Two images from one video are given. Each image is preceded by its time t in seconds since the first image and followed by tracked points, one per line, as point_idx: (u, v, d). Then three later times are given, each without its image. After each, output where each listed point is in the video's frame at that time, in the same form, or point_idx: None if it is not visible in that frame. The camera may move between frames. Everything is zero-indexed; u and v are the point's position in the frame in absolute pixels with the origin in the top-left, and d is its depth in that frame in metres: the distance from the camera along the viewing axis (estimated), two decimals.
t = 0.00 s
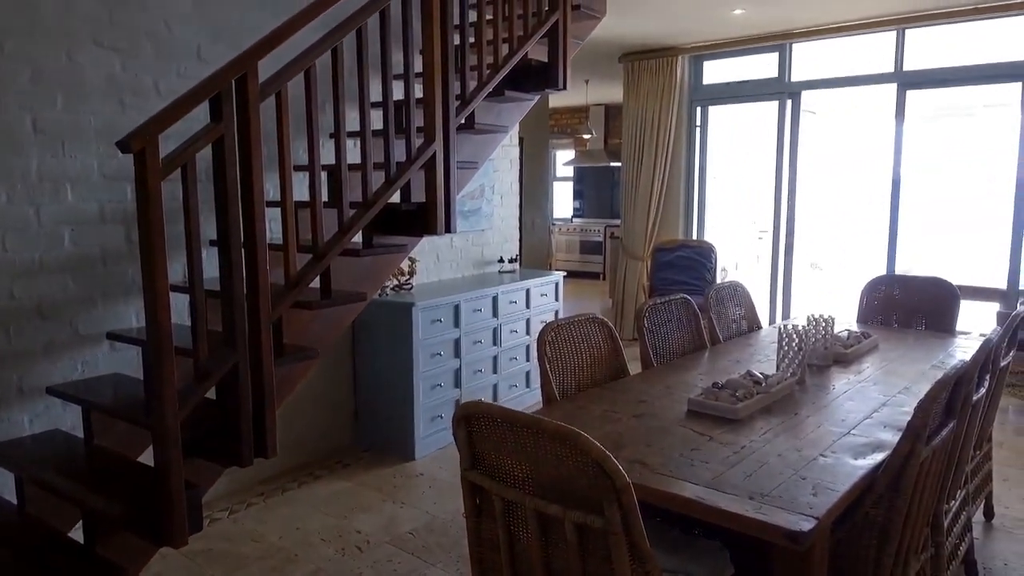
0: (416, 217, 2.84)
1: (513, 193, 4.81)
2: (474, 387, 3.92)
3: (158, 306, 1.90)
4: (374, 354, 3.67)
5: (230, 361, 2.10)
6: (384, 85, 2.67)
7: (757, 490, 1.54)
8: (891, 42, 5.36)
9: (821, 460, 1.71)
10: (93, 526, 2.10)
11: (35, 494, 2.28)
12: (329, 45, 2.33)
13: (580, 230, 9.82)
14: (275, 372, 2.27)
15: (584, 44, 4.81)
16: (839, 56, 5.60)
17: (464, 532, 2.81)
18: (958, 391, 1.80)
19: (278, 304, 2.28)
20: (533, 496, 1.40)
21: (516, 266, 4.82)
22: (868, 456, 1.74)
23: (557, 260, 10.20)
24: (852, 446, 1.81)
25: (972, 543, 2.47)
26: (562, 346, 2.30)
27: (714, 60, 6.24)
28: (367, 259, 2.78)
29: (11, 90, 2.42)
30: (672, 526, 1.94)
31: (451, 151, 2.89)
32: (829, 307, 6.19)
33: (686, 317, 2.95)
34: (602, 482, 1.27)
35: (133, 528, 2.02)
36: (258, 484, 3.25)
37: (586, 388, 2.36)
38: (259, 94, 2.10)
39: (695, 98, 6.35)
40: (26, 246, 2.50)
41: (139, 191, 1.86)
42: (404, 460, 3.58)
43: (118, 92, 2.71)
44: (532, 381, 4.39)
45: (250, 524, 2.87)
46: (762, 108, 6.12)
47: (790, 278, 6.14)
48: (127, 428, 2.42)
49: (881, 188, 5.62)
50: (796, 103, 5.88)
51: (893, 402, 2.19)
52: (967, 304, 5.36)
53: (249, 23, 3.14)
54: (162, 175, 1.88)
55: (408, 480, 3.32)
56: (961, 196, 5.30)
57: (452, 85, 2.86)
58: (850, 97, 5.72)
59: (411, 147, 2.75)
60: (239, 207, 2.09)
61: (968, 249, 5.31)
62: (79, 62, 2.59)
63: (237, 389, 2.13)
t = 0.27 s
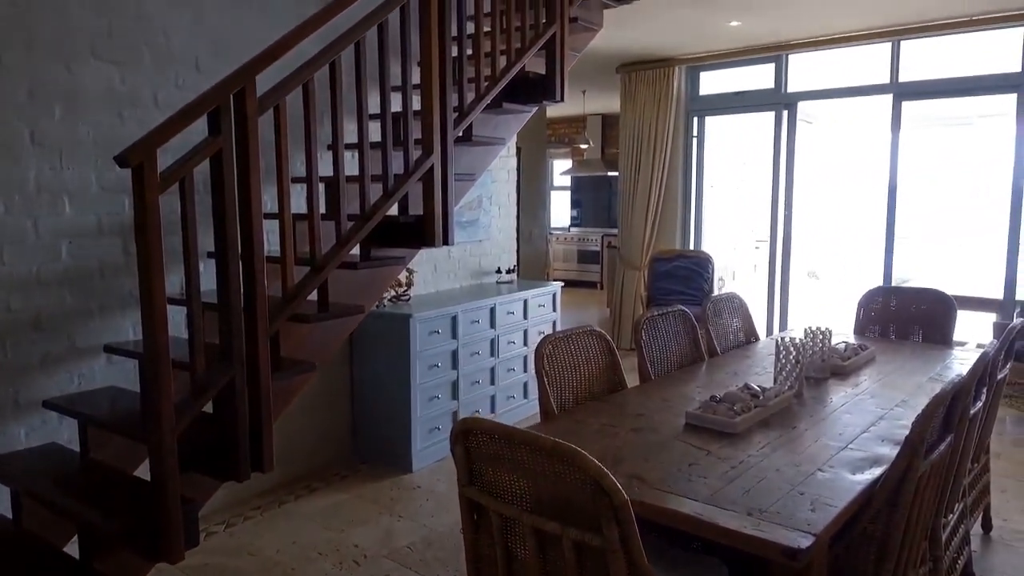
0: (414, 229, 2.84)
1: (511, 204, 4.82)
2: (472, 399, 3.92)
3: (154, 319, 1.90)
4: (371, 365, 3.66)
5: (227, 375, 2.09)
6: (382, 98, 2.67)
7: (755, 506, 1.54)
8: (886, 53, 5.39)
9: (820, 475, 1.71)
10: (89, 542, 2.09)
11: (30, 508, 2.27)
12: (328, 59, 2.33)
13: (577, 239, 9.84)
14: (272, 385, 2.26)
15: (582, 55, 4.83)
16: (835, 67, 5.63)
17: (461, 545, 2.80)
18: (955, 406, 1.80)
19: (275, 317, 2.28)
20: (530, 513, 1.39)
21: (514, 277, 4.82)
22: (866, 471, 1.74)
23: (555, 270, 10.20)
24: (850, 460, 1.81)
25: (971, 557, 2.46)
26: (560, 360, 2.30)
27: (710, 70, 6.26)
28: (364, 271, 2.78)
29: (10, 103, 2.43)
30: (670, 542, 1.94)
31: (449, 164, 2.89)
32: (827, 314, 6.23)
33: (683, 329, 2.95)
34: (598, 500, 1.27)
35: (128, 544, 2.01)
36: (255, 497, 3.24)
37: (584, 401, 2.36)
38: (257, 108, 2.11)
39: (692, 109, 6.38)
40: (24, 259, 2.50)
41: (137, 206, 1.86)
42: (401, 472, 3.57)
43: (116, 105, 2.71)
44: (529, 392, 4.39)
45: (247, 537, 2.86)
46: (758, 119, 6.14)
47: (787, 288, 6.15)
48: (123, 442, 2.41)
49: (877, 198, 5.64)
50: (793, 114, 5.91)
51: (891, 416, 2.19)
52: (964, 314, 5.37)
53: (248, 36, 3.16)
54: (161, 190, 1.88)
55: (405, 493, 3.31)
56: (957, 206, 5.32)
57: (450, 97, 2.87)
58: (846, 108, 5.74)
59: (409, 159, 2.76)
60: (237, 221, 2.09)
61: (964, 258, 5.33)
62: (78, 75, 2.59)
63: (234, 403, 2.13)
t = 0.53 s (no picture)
0: (412, 255, 2.85)
1: (508, 227, 4.83)
2: (469, 423, 3.90)
3: (150, 348, 1.90)
4: (368, 389, 3.65)
5: (223, 402, 2.09)
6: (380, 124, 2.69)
7: (753, 538, 1.53)
8: (880, 78, 5.45)
9: (818, 505, 1.71)
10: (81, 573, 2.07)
11: (23, 537, 2.24)
12: (326, 87, 2.35)
13: (575, 260, 9.86)
14: (267, 413, 2.25)
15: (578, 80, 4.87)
16: (830, 91, 5.68)
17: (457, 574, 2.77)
18: (952, 435, 1.80)
19: (272, 344, 2.28)
20: (527, 546, 1.38)
21: (511, 300, 4.83)
22: (864, 500, 1.73)
23: (552, 291, 10.21)
24: (848, 489, 1.80)
25: None
26: (557, 386, 2.30)
27: (706, 94, 6.32)
28: (361, 296, 2.79)
29: (9, 130, 2.44)
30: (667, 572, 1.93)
31: (446, 189, 2.91)
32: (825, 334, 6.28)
33: (680, 354, 2.95)
34: (595, 533, 1.26)
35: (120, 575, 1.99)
36: (250, 524, 3.22)
37: (580, 427, 2.35)
38: (256, 136, 2.12)
39: (688, 132, 6.42)
40: (20, 286, 2.50)
41: (134, 234, 1.86)
42: (398, 498, 3.55)
43: (116, 131, 2.73)
44: (526, 416, 4.37)
45: (241, 566, 2.83)
46: (754, 142, 6.18)
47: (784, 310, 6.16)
48: (117, 470, 2.40)
49: (873, 221, 5.67)
50: (788, 137, 5.95)
51: (889, 443, 2.18)
52: (961, 337, 5.38)
53: (248, 63, 3.19)
54: (158, 218, 1.88)
55: (401, 520, 3.28)
56: (952, 229, 5.34)
57: (448, 123, 2.89)
58: (840, 132, 5.79)
59: (406, 185, 2.77)
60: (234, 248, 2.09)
61: (959, 280, 5.36)
62: (77, 102, 2.61)
63: (230, 431, 2.12)
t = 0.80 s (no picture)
0: (410, 285, 2.85)
1: (506, 255, 4.85)
2: (466, 454, 3.88)
3: (147, 380, 1.89)
4: (364, 420, 3.63)
5: (219, 435, 2.07)
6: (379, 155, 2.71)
7: None
8: (874, 108, 5.51)
9: (819, 540, 1.69)
10: None
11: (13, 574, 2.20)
12: (326, 120, 2.37)
13: (573, 287, 9.88)
14: (264, 445, 2.24)
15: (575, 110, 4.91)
16: (824, 121, 5.74)
17: None
18: (952, 466, 1.78)
19: (270, 376, 2.27)
20: None
21: (509, 328, 4.82)
22: (866, 535, 1.72)
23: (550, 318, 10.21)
24: (849, 524, 1.79)
25: None
26: (555, 418, 2.29)
27: (702, 124, 6.37)
28: (359, 327, 2.78)
29: (9, 162, 2.45)
30: None
31: (444, 219, 2.91)
32: (825, 358, 6.36)
33: (679, 384, 2.94)
34: (594, 571, 1.25)
35: None
36: (244, 558, 3.18)
37: (579, 460, 2.34)
38: (255, 168, 2.13)
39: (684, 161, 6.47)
40: (17, 317, 2.49)
41: (133, 266, 1.86)
42: (394, 530, 3.51)
43: (116, 162, 2.74)
44: (524, 446, 4.34)
45: None
46: (750, 171, 6.23)
47: (782, 337, 6.16)
48: (110, 504, 2.38)
49: (869, 249, 5.69)
50: (784, 166, 6.00)
51: (889, 475, 2.17)
52: (960, 365, 5.37)
53: (248, 95, 3.22)
54: (157, 251, 1.88)
55: (398, 553, 3.25)
56: (948, 258, 5.36)
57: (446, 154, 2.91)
58: (836, 161, 5.84)
59: (405, 216, 2.78)
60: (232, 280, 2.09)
61: (959, 309, 5.34)
62: (78, 134, 2.63)
63: (225, 465, 2.10)
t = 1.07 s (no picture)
0: (408, 314, 2.85)
1: (504, 283, 4.85)
2: (464, 484, 3.84)
3: (142, 411, 1.88)
4: (361, 450, 3.60)
5: (214, 467, 2.06)
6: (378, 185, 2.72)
7: None
8: (869, 138, 5.56)
9: None
10: None
11: None
12: (325, 150, 2.38)
13: (572, 314, 9.88)
14: (259, 476, 2.22)
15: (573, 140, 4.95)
16: (820, 151, 5.79)
17: None
18: (954, 498, 1.76)
19: (266, 407, 2.25)
20: None
21: (507, 356, 4.81)
22: (868, 570, 1.70)
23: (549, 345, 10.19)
24: (851, 559, 1.76)
25: None
26: (554, 450, 2.27)
27: (699, 153, 6.42)
28: (357, 356, 2.78)
29: (10, 192, 2.46)
30: None
31: (443, 247, 2.92)
32: (824, 391, 6.28)
33: (678, 415, 2.93)
34: None
35: None
36: None
37: (577, 492, 2.32)
38: (254, 199, 2.13)
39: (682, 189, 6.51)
40: (13, 347, 2.48)
41: (130, 297, 1.86)
42: (391, 562, 3.47)
43: (115, 193, 2.76)
44: (523, 476, 4.31)
45: None
46: (747, 200, 6.26)
47: (782, 365, 6.15)
48: (99, 536, 2.37)
49: (866, 277, 5.70)
50: (780, 195, 6.03)
51: (890, 507, 2.15)
52: (960, 394, 5.36)
53: (248, 125, 3.25)
54: (154, 282, 1.88)
55: None
56: (946, 286, 5.38)
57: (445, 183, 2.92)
58: (832, 190, 5.87)
59: (403, 245, 2.78)
60: (229, 310, 2.08)
61: (957, 336, 5.35)
62: (78, 164, 2.64)
63: (221, 496, 2.08)
